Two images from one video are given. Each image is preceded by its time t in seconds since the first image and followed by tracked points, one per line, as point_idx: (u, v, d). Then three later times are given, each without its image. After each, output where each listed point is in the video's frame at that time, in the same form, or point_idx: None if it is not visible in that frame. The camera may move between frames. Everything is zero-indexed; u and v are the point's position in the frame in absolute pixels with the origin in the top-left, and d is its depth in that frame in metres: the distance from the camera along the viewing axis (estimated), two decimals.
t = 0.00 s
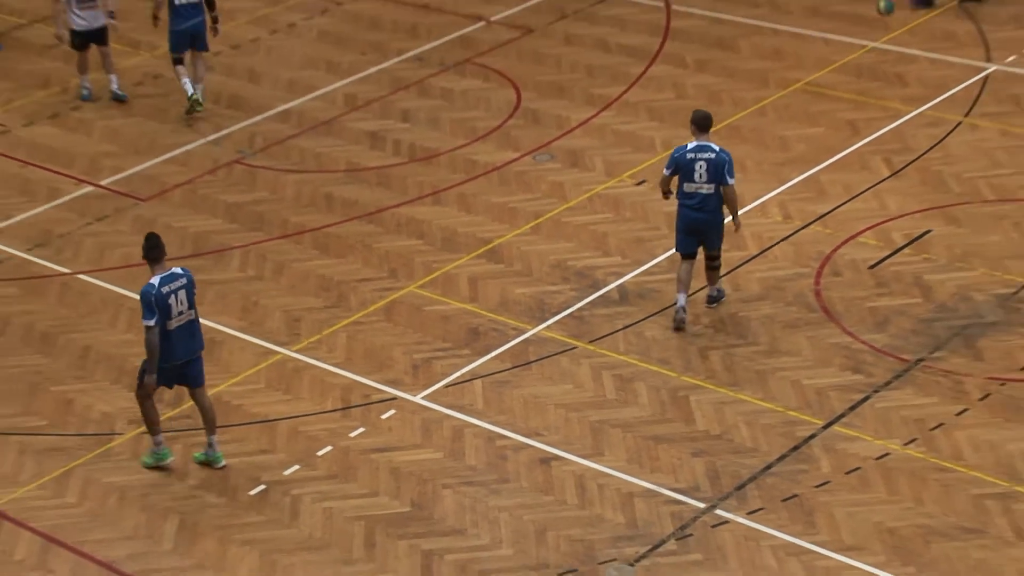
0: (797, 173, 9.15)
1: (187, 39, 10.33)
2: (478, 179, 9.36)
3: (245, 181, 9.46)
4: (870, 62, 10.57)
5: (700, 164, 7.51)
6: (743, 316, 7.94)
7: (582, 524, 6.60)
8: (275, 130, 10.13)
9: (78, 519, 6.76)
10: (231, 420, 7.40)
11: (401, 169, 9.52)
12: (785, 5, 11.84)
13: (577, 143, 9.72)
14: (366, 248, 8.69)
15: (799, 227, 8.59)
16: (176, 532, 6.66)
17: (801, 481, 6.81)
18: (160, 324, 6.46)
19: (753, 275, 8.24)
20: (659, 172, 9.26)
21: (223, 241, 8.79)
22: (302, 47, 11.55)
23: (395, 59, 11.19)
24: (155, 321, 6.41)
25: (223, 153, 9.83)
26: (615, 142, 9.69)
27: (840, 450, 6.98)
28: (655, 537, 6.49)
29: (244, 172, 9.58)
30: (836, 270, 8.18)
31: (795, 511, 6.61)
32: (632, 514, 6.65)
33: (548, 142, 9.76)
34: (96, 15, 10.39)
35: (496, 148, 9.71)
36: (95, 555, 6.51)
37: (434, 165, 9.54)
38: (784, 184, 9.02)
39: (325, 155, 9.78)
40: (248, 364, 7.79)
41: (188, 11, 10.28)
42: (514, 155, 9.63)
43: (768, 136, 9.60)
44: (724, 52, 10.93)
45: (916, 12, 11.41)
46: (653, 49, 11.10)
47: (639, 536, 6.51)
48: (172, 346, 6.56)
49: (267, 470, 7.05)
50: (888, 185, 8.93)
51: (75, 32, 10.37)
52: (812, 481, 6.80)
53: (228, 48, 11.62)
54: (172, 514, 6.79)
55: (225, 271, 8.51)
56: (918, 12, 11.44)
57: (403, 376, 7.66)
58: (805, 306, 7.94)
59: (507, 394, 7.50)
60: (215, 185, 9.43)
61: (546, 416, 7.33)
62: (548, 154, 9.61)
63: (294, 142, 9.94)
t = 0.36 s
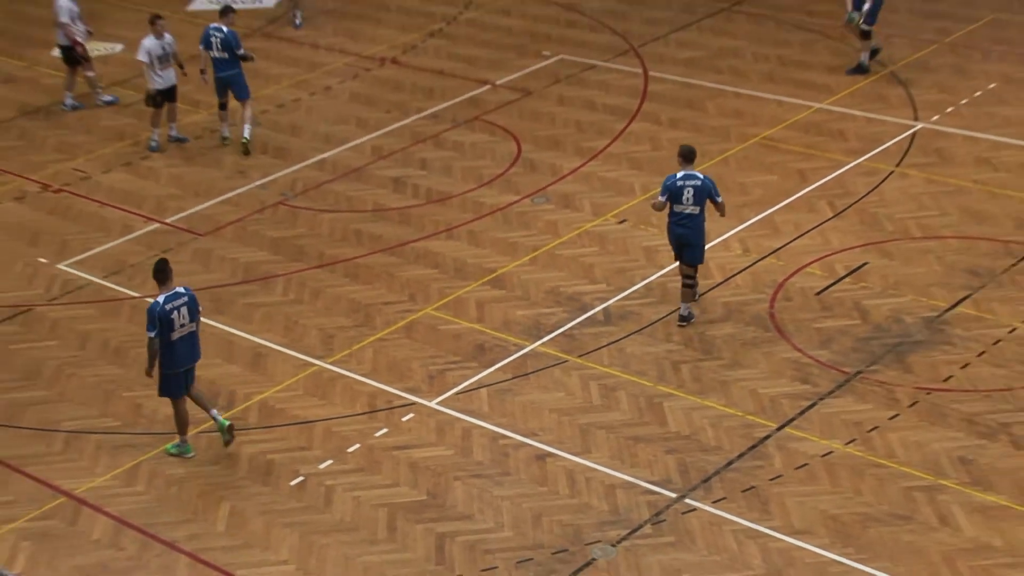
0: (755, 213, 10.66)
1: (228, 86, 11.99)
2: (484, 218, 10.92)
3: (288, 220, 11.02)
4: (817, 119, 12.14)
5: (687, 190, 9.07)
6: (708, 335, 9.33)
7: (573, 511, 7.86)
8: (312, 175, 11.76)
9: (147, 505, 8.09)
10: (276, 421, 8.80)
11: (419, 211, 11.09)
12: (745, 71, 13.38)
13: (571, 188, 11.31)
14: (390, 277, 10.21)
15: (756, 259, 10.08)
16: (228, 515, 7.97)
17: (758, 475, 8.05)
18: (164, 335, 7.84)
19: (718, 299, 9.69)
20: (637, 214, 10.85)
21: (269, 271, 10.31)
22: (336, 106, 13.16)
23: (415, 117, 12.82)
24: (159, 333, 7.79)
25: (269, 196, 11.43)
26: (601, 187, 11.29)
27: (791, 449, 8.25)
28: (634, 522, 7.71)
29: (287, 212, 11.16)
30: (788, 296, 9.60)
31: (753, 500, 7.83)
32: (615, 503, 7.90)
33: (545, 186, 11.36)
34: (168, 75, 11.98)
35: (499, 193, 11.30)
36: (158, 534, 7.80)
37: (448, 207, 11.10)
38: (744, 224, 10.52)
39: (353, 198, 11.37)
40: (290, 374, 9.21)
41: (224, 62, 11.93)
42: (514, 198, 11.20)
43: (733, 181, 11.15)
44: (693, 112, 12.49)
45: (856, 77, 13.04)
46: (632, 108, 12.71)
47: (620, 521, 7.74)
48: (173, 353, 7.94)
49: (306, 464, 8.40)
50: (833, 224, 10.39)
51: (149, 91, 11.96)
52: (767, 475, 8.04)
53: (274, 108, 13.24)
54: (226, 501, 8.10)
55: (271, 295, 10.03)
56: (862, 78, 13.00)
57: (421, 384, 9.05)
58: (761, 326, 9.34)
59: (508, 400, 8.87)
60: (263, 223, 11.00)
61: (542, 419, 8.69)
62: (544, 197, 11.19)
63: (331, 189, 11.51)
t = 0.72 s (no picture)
0: (732, 246, 12.22)
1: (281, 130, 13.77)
2: (499, 248, 12.53)
3: (330, 249, 12.67)
4: (784, 166, 13.79)
5: (682, 210, 10.76)
6: (691, 350, 10.81)
7: (574, 501, 9.23)
8: (350, 212, 13.40)
9: (211, 492, 9.54)
10: (320, 421, 10.31)
11: (442, 241, 12.72)
12: (726, 125, 15.05)
13: (574, 224, 12.93)
14: (417, 298, 11.79)
15: (732, 285, 11.61)
16: (278, 502, 9.40)
17: (733, 471, 9.41)
18: (187, 342, 9.39)
19: (701, 320, 11.18)
20: (632, 246, 12.46)
21: (314, 292, 11.90)
22: (372, 152, 14.91)
23: (439, 162, 14.56)
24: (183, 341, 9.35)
25: (315, 228, 13.10)
26: (599, 223, 12.93)
27: (761, 448, 9.64)
28: (625, 511, 9.06)
29: (330, 242, 12.81)
30: (760, 317, 11.09)
31: (728, 493, 9.18)
32: (610, 495, 9.27)
33: (551, 221, 13.01)
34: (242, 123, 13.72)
35: (512, 227, 12.94)
36: (218, 517, 9.24)
37: (468, 238, 12.74)
38: (723, 254, 12.09)
39: (386, 229, 13.04)
40: (332, 380, 10.74)
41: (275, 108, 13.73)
42: (524, 232, 12.84)
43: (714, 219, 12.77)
44: (678, 158, 14.16)
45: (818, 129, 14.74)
46: (627, 155, 14.41)
47: (614, 509, 9.10)
48: (196, 358, 9.47)
49: (346, 458, 9.87)
50: (800, 256, 11.93)
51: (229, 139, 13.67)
52: (741, 471, 9.41)
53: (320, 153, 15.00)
54: (278, 489, 9.55)
55: (315, 311, 11.63)
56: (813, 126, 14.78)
57: (443, 391, 10.56)
58: (736, 343, 10.82)
59: (518, 405, 10.35)
60: (309, 251, 12.64)
61: (547, 422, 10.14)
62: (550, 231, 12.82)
63: (368, 222, 13.15)
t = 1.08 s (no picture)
0: (722, 274, 13.97)
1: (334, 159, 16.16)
2: (519, 274, 14.33)
3: (372, 273, 14.53)
4: (765, 205, 15.66)
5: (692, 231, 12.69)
6: (684, 363, 12.40)
7: (583, 494, 10.69)
8: (391, 242, 15.35)
9: (269, 483, 11.08)
10: (363, 422, 11.90)
11: (469, 268, 14.57)
12: (717, 168, 17.19)
13: (584, 253, 14.78)
14: (448, 316, 13.51)
15: (721, 308, 13.29)
16: (326, 493, 10.91)
17: (720, 470, 10.87)
18: (224, 343, 11.08)
19: (694, 338, 12.79)
20: (635, 273, 14.22)
21: (358, 311, 13.68)
22: (411, 191, 17.02)
23: (467, 199, 16.59)
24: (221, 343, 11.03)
25: (360, 255, 15.01)
26: (606, 253, 14.77)
27: (745, 450, 11.10)
28: (627, 503, 10.51)
29: (371, 267, 14.71)
30: (746, 336, 12.70)
31: (716, 488, 10.62)
32: (615, 489, 10.73)
33: (565, 250, 14.88)
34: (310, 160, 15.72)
35: (530, 255, 14.81)
36: (274, 505, 10.76)
37: (492, 265, 14.58)
38: (714, 280, 13.82)
39: (421, 257, 14.93)
40: (373, 387, 12.38)
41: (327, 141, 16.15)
42: (540, 260, 14.69)
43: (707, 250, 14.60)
44: (675, 198, 16.22)
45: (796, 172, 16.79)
46: (630, 194, 16.50)
47: (617, 501, 10.55)
48: (230, 356, 11.21)
49: (385, 455, 11.41)
50: (781, 282, 13.63)
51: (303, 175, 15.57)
52: (727, 469, 10.87)
53: (364, 191, 17.14)
54: (327, 482, 11.09)
55: (358, 327, 13.38)
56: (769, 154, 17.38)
57: (469, 397, 12.16)
58: (724, 357, 12.41)
59: (535, 410, 11.92)
60: (355, 275, 14.51)
61: (559, 426, 11.66)
62: (563, 259, 14.66)
63: (406, 251, 15.03)
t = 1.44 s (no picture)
0: (726, 294, 15.72)
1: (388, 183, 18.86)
2: (546, 292, 16.10)
3: (417, 291, 16.42)
4: (764, 233, 17.78)
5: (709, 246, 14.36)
6: (693, 374, 13.77)
7: (601, 489, 11.73)
8: (433, 263, 17.36)
9: (322, 475, 12.28)
10: (405, 422, 13.23)
11: (503, 286, 16.39)
12: (723, 201, 19.34)
13: (604, 274, 16.56)
14: (483, 329, 15.17)
15: (725, 323, 14.88)
16: (372, 483, 12.08)
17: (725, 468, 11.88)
18: (259, 348, 12.64)
19: (702, 352, 14.23)
20: (650, 293, 15.89)
21: (403, 323, 15.45)
22: (452, 218, 19.25)
23: (502, 226, 18.72)
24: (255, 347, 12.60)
25: (406, 274, 17.01)
26: (623, 274, 16.54)
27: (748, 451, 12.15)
28: (640, 496, 11.51)
29: (415, 284, 16.63)
30: (748, 349, 14.18)
31: (721, 484, 11.60)
32: (629, 484, 11.76)
33: (586, 271, 16.70)
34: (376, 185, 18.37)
35: (556, 275, 16.65)
36: (327, 494, 11.92)
37: (523, 284, 16.40)
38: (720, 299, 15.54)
39: (459, 276, 16.86)
40: (415, 391, 13.84)
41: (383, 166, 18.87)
42: (564, 279, 16.50)
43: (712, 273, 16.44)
44: (686, 225, 18.22)
45: (793, 204, 19.03)
46: (645, 222, 18.50)
47: (631, 496, 11.55)
48: (264, 358, 12.77)
49: (424, 451, 12.65)
50: (778, 302, 15.32)
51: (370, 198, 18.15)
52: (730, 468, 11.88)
53: (411, 219, 19.46)
54: (371, 474, 12.25)
55: (404, 337, 15.09)
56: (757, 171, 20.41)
57: (501, 401, 13.55)
58: (728, 367, 13.81)
59: (559, 413, 13.23)
60: (401, 291, 16.44)
61: (581, 427, 12.91)
62: (585, 279, 16.45)
63: (448, 271, 17.01)
